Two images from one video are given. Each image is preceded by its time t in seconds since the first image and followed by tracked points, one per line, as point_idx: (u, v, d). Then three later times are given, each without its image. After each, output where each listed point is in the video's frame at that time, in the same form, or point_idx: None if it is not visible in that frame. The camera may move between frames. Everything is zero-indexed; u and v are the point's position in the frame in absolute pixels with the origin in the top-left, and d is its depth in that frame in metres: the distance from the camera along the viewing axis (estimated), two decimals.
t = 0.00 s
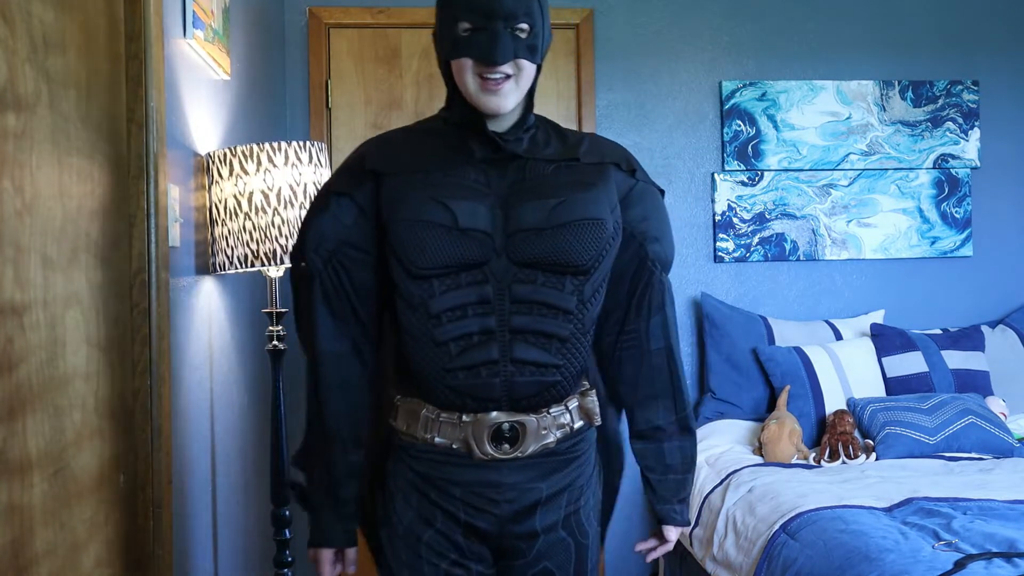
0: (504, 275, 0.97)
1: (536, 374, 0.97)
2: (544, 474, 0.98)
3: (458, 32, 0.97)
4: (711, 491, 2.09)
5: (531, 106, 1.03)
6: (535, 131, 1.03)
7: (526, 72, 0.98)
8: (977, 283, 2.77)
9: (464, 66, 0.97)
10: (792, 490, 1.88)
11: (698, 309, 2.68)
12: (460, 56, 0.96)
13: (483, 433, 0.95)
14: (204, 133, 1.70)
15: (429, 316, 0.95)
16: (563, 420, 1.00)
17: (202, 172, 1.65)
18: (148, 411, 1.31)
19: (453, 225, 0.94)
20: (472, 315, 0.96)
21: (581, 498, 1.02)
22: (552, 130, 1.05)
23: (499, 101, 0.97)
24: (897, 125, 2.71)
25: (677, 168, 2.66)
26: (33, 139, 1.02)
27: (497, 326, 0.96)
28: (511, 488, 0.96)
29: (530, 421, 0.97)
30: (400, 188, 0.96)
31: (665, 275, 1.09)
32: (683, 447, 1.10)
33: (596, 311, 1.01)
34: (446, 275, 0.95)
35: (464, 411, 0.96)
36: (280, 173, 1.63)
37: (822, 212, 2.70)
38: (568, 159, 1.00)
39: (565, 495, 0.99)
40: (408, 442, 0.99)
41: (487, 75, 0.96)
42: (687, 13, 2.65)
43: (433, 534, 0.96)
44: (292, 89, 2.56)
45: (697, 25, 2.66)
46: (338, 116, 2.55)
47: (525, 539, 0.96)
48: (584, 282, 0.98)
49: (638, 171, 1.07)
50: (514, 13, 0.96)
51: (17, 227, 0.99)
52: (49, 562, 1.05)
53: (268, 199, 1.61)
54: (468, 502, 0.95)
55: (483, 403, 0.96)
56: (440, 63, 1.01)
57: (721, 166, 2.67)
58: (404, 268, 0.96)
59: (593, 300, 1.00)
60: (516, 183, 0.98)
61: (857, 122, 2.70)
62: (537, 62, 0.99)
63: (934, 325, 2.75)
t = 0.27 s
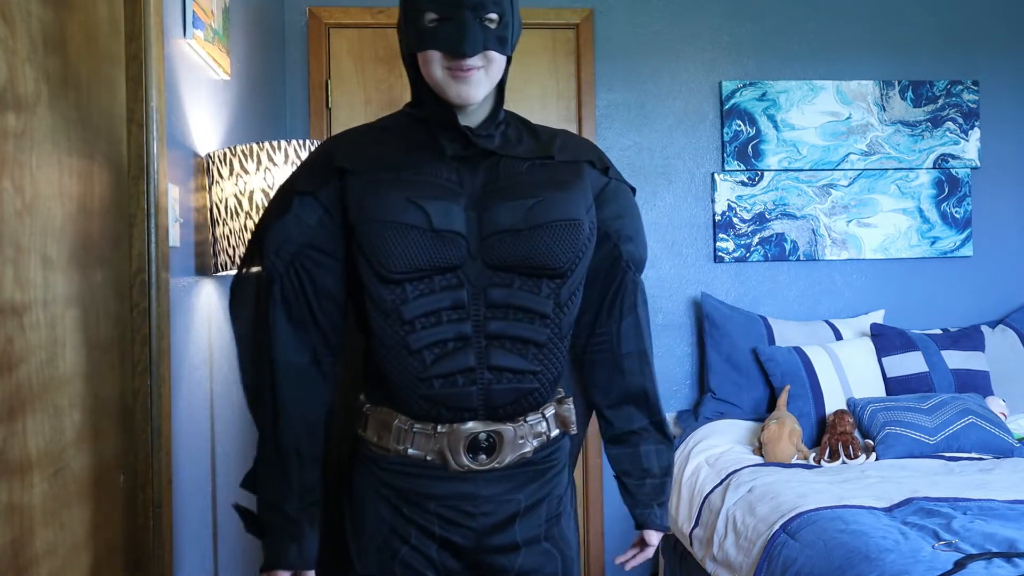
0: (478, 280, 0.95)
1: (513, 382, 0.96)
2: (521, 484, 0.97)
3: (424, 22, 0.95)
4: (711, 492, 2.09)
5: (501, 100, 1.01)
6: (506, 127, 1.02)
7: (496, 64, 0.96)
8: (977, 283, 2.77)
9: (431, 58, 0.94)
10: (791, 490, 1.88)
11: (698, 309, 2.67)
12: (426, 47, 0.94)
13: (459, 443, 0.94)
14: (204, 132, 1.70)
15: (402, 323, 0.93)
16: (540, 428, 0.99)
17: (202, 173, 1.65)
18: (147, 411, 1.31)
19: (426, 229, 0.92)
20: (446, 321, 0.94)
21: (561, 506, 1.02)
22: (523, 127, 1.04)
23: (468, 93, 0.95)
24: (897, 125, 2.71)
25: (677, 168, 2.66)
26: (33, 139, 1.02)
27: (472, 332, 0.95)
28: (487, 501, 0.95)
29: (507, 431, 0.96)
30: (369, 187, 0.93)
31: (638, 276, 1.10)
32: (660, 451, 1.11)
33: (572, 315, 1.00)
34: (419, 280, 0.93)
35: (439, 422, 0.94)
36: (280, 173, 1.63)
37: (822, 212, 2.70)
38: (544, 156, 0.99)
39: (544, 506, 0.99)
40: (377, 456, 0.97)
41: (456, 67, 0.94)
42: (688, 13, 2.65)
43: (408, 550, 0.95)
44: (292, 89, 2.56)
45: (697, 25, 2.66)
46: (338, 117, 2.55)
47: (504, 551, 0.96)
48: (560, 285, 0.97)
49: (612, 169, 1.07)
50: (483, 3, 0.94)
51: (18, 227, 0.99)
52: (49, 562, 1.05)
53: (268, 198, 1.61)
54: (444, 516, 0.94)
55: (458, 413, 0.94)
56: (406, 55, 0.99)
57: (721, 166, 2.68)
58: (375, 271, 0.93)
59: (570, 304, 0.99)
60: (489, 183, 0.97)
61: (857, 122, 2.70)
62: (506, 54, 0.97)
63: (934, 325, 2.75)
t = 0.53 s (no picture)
0: (463, 282, 0.95)
1: (499, 386, 0.96)
2: (506, 490, 0.97)
3: (409, 17, 0.95)
4: (711, 492, 2.09)
5: (485, 95, 1.02)
6: (489, 125, 1.02)
7: (482, 59, 0.97)
8: (977, 282, 2.77)
9: (417, 53, 0.95)
10: (791, 490, 1.88)
11: (698, 309, 2.67)
12: (412, 42, 0.94)
13: (445, 451, 0.93)
14: (204, 132, 1.70)
15: (386, 327, 0.92)
16: (526, 433, 0.99)
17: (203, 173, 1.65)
18: (147, 411, 1.31)
19: (411, 229, 0.92)
20: (431, 325, 0.93)
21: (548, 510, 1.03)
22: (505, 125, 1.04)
23: (454, 88, 0.95)
24: (897, 125, 2.71)
25: (677, 168, 2.66)
26: (33, 139, 1.02)
27: (458, 336, 0.94)
28: (473, 508, 0.94)
29: (494, 436, 0.96)
30: (353, 188, 0.93)
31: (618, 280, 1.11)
32: (634, 460, 1.11)
33: (558, 318, 1.01)
34: (403, 282, 0.93)
35: (424, 429, 0.94)
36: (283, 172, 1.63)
37: (822, 212, 2.70)
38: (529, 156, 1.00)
39: (532, 511, 0.99)
40: (360, 464, 0.97)
41: (442, 62, 0.94)
42: (688, 13, 2.65)
43: (394, 562, 0.94)
44: (292, 89, 2.56)
45: (697, 25, 2.66)
46: (338, 117, 2.56)
47: (492, 558, 0.95)
48: (547, 287, 0.97)
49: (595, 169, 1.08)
50: None
51: (18, 227, 0.99)
52: (49, 563, 1.05)
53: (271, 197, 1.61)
54: (431, 525, 0.93)
55: (444, 419, 0.94)
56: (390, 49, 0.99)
57: (721, 166, 2.68)
58: (358, 273, 0.92)
59: (556, 306, 0.99)
60: (474, 183, 0.97)
61: (857, 122, 2.70)
62: (491, 50, 0.98)
63: (933, 325, 2.75)
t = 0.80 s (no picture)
0: (454, 282, 0.95)
1: (493, 386, 0.96)
2: (501, 491, 0.97)
3: (397, 11, 0.95)
4: (711, 492, 2.09)
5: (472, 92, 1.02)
6: (477, 123, 1.02)
7: (470, 55, 0.97)
8: (977, 282, 2.76)
9: (404, 47, 0.94)
10: (791, 490, 1.88)
11: (698, 309, 2.67)
12: (399, 36, 0.94)
13: (440, 453, 0.94)
14: (204, 132, 1.70)
15: (378, 329, 0.92)
16: (521, 433, 0.99)
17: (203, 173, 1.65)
18: (147, 411, 1.31)
19: (401, 230, 0.92)
20: (423, 326, 0.93)
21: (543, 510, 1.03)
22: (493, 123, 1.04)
23: (441, 84, 0.95)
24: (897, 125, 2.71)
25: (676, 168, 2.66)
26: (33, 139, 1.02)
27: (451, 337, 0.95)
28: (469, 510, 0.95)
29: (489, 437, 0.96)
30: (340, 190, 0.93)
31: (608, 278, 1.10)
32: (624, 459, 1.11)
33: (550, 316, 1.01)
34: (394, 283, 0.93)
35: (419, 431, 0.94)
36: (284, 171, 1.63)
37: (822, 212, 2.70)
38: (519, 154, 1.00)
39: (528, 512, 1.00)
40: (354, 468, 0.96)
41: (429, 57, 0.94)
42: (688, 13, 2.65)
43: (390, 567, 0.94)
44: (292, 89, 2.56)
45: (697, 25, 2.66)
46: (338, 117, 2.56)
47: (489, 560, 0.96)
48: (539, 286, 0.98)
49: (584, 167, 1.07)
50: None
51: (18, 227, 0.99)
52: (49, 563, 1.05)
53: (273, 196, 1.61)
54: (427, 529, 0.94)
55: (439, 421, 0.94)
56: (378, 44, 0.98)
57: (721, 166, 2.68)
58: (348, 276, 0.92)
59: (548, 304, 0.99)
60: (463, 182, 0.97)
61: (857, 122, 2.70)
62: (480, 47, 0.98)
63: (933, 325, 2.75)
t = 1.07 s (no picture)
0: (455, 280, 0.95)
1: (497, 383, 0.96)
2: (506, 486, 0.97)
3: (390, 10, 0.95)
4: (711, 492, 2.09)
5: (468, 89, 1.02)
6: (473, 119, 1.02)
7: (464, 52, 0.97)
8: (977, 282, 2.77)
9: (399, 46, 0.94)
10: (791, 490, 1.88)
11: (698, 309, 2.67)
12: (393, 35, 0.94)
13: (445, 450, 0.94)
14: (204, 132, 1.70)
15: (380, 329, 0.92)
16: (526, 428, 0.99)
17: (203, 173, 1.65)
18: (146, 411, 1.31)
19: (400, 229, 0.92)
20: (425, 324, 0.94)
21: (550, 505, 1.03)
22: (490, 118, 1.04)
23: (437, 82, 0.95)
24: (897, 125, 2.71)
25: (676, 168, 2.66)
26: (33, 139, 1.02)
27: (453, 335, 0.95)
28: (476, 506, 0.95)
29: (494, 434, 0.96)
30: (338, 191, 0.93)
31: (612, 270, 1.10)
32: (635, 451, 1.11)
33: (552, 312, 1.01)
34: (395, 283, 0.93)
35: (423, 429, 0.94)
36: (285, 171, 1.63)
37: (822, 212, 2.70)
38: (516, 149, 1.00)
39: (533, 504, 0.99)
40: (360, 466, 0.97)
41: (424, 56, 0.94)
42: (688, 13, 2.65)
43: (398, 564, 0.94)
44: (292, 89, 2.56)
45: (697, 25, 2.66)
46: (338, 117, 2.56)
47: (496, 555, 0.95)
48: (540, 281, 0.98)
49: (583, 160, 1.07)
50: None
51: (18, 227, 0.99)
52: (49, 563, 1.05)
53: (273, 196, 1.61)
54: (434, 525, 0.93)
55: (442, 418, 0.94)
56: (371, 43, 0.98)
57: (721, 166, 2.68)
58: (348, 276, 0.92)
59: (550, 300, 0.99)
60: (461, 179, 0.97)
61: (857, 122, 2.70)
62: (474, 42, 0.98)
63: (933, 325, 2.75)
